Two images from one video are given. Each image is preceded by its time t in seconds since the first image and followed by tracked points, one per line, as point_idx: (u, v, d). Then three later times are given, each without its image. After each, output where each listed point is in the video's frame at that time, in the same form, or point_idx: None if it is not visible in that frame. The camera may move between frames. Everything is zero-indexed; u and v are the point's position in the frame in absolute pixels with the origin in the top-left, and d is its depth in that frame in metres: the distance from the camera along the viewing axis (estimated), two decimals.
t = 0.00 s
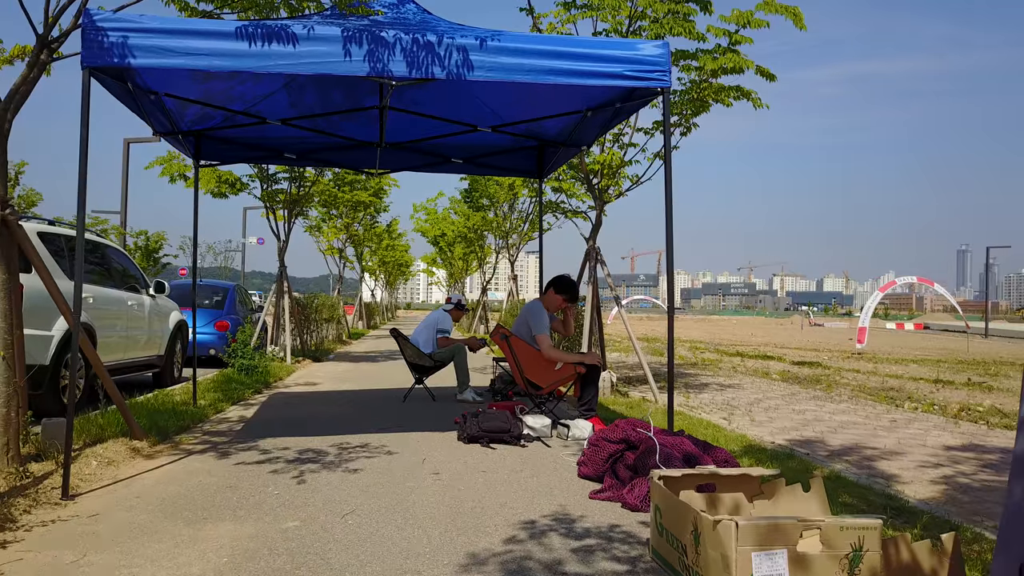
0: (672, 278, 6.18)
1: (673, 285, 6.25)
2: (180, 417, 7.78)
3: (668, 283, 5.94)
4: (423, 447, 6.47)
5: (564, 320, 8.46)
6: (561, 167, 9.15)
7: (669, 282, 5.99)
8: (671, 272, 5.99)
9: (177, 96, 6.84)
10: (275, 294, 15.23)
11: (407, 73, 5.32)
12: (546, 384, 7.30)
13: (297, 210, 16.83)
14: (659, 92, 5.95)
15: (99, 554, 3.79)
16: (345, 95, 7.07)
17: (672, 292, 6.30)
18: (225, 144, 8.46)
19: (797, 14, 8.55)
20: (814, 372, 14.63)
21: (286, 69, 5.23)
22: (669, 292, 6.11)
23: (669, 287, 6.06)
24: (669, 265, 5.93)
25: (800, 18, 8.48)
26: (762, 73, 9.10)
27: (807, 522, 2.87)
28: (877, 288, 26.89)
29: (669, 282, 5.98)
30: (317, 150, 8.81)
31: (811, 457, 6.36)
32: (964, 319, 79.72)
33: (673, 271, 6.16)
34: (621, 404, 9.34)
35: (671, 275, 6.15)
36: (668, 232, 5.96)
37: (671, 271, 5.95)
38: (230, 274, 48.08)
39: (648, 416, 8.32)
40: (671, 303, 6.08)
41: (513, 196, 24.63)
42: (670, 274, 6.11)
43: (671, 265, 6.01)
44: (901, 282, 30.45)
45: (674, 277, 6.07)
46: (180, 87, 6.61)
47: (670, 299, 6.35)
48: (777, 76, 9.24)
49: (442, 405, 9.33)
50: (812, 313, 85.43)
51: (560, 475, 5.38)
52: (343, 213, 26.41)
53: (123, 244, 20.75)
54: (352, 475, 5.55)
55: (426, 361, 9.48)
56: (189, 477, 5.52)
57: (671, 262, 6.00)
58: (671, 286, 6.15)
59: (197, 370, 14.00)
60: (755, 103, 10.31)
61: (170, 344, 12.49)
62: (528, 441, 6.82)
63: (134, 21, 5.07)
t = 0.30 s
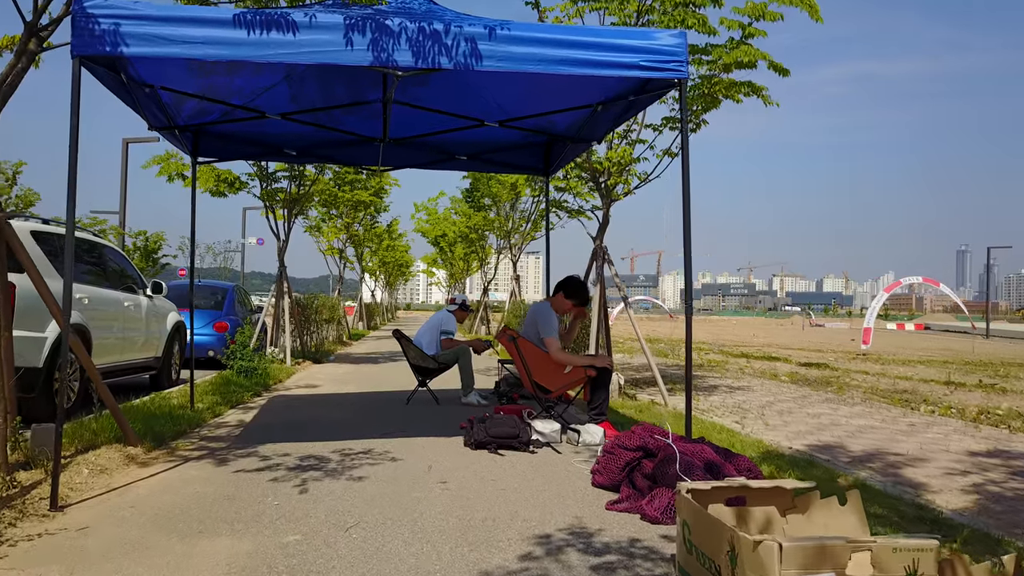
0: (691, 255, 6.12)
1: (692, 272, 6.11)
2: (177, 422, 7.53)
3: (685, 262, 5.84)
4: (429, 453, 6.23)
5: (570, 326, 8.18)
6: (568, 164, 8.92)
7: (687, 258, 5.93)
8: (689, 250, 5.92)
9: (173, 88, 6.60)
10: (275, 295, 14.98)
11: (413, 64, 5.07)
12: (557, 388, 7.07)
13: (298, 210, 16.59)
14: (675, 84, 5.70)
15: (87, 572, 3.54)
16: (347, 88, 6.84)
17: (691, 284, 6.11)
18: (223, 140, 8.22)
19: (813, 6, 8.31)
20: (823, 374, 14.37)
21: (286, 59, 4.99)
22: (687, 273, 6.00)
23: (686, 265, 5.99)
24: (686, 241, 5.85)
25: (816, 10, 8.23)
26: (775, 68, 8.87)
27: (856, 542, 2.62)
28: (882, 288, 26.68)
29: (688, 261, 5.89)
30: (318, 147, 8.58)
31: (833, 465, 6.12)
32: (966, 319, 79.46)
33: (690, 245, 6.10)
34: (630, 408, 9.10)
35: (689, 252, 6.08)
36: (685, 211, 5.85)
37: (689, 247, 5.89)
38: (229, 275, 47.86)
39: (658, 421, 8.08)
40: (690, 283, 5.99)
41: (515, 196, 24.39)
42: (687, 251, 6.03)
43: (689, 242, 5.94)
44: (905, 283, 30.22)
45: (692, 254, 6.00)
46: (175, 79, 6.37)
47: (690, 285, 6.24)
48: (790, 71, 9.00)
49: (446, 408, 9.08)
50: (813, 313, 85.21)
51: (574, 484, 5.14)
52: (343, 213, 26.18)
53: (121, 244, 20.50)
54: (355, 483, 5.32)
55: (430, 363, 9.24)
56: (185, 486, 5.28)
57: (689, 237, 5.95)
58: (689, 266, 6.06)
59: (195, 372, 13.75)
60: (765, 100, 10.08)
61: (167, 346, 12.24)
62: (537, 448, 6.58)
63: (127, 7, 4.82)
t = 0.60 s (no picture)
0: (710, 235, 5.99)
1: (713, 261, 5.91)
2: (173, 426, 7.27)
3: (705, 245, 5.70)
4: (435, 460, 5.97)
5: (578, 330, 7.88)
6: (576, 161, 8.66)
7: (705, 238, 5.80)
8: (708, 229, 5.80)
9: (168, 80, 6.34)
10: (274, 295, 14.71)
11: (419, 52, 4.80)
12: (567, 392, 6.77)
13: (297, 209, 16.32)
14: (693, 74, 5.43)
15: None
16: (348, 81, 6.58)
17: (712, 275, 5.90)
18: (221, 135, 7.95)
19: None
20: (833, 377, 14.12)
21: (284, 47, 4.72)
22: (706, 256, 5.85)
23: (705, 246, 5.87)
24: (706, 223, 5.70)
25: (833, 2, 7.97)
26: (789, 63, 8.59)
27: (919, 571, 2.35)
28: (888, 289, 26.43)
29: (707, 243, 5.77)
30: (319, 142, 8.31)
31: (856, 473, 5.86)
32: (968, 320, 79.21)
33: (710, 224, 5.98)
34: (639, 412, 8.83)
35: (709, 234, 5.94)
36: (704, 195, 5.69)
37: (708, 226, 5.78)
38: (228, 275, 47.57)
39: (670, 426, 7.82)
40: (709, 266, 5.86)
41: (518, 195, 24.13)
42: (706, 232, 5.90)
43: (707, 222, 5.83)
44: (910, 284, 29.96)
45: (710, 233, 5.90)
46: (170, 70, 6.10)
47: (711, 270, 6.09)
48: (804, 65, 8.73)
49: (451, 412, 8.81)
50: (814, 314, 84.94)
51: (588, 495, 4.88)
52: (343, 213, 25.91)
53: (119, 244, 20.24)
54: (358, 493, 5.06)
55: (433, 366, 8.98)
56: (179, 496, 5.02)
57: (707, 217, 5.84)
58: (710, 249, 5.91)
59: (193, 374, 13.48)
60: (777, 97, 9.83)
61: (164, 347, 11.97)
62: (545, 455, 6.31)
63: None
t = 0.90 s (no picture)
0: (730, 230, 5.76)
1: (733, 259, 5.66)
2: (168, 431, 7.02)
3: (727, 240, 5.46)
4: (441, 467, 5.72)
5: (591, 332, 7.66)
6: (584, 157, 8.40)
7: (726, 234, 5.56)
8: (730, 222, 5.56)
9: (162, 70, 6.08)
10: (273, 295, 14.45)
11: (426, 38, 4.56)
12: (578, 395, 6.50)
13: (297, 208, 16.08)
14: (713, 63, 5.19)
15: None
16: (350, 73, 6.34)
17: (732, 273, 5.65)
18: (218, 129, 7.70)
19: None
20: (843, 378, 13.83)
21: (284, 32, 4.47)
22: (727, 250, 5.62)
23: (726, 240, 5.64)
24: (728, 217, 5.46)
25: None
26: (802, 56, 8.32)
27: None
28: (893, 289, 26.20)
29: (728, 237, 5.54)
30: (320, 137, 8.05)
31: (880, 480, 5.60)
32: (970, 320, 79.00)
33: (730, 218, 5.74)
34: (649, 415, 8.58)
35: (729, 229, 5.70)
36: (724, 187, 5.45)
37: (730, 220, 5.54)
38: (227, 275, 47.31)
39: (682, 430, 7.57)
40: (730, 261, 5.62)
41: (519, 194, 23.85)
42: (727, 227, 5.65)
43: (728, 216, 5.59)
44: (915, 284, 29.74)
45: (731, 226, 5.68)
46: (164, 59, 5.85)
47: (731, 265, 5.86)
48: (819, 59, 8.45)
49: (455, 415, 8.56)
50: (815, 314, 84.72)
51: (604, 506, 4.63)
52: (343, 212, 25.65)
53: (117, 243, 19.99)
54: (361, 503, 4.81)
55: (437, 367, 8.73)
56: (174, 506, 4.78)
57: (728, 210, 5.60)
58: (730, 245, 5.67)
59: (191, 376, 13.23)
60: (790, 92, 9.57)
61: (161, 348, 11.72)
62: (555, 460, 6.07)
63: None
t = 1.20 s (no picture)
0: (754, 223, 5.52)
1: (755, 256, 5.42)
2: (165, 435, 6.79)
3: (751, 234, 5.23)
4: (448, 474, 5.50)
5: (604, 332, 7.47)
6: (593, 153, 8.18)
7: (749, 230, 5.32)
8: (754, 217, 5.33)
9: (159, 61, 5.87)
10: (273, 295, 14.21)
11: (435, 23, 4.33)
12: (592, 398, 6.29)
13: (298, 207, 15.85)
14: (733, 52, 4.97)
15: None
16: (352, 65, 6.12)
17: (755, 271, 5.41)
18: (217, 123, 7.48)
19: None
20: (854, 379, 13.59)
21: (286, 16, 4.25)
22: (750, 246, 5.38)
23: (749, 235, 5.40)
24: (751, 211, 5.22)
25: None
26: (817, 49, 8.09)
27: None
28: (899, 289, 25.99)
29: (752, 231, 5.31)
30: (321, 132, 7.83)
31: (906, 486, 5.37)
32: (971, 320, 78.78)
33: (753, 212, 5.50)
34: (659, 418, 8.36)
35: (751, 225, 5.46)
36: (748, 179, 5.21)
37: (754, 213, 5.31)
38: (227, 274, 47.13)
39: (695, 434, 7.34)
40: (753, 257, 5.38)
41: (522, 193, 23.60)
42: (749, 223, 5.41)
43: (752, 209, 5.35)
44: (920, 284, 29.51)
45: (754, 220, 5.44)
46: (161, 49, 5.63)
47: (753, 263, 5.62)
48: (835, 51, 8.23)
49: (460, 418, 8.33)
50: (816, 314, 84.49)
51: (622, 517, 4.41)
52: (344, 211, 25.40)
53: (116, 242, 19.74)
54: (366, 512, 4.59)
55: (441, 369, 8.50)
56: (170, 516, 4.56)
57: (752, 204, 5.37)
58: (752, 242, 5.43)
59: (189, 376, 13.01)
60: (803, 86, 9.34)
61: (159, 349, 11.48)
62: (567, 466, 5.84)
63: None
